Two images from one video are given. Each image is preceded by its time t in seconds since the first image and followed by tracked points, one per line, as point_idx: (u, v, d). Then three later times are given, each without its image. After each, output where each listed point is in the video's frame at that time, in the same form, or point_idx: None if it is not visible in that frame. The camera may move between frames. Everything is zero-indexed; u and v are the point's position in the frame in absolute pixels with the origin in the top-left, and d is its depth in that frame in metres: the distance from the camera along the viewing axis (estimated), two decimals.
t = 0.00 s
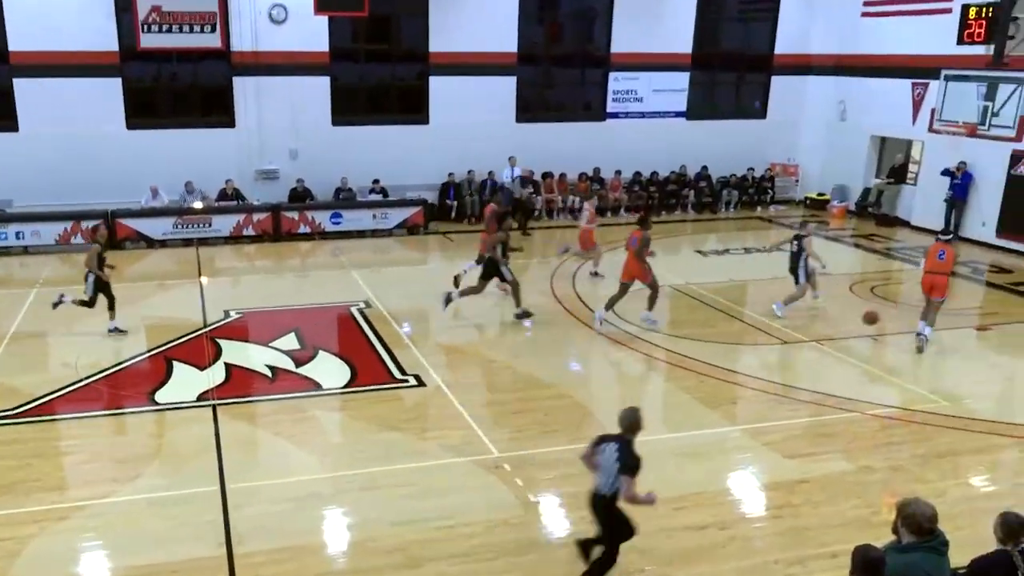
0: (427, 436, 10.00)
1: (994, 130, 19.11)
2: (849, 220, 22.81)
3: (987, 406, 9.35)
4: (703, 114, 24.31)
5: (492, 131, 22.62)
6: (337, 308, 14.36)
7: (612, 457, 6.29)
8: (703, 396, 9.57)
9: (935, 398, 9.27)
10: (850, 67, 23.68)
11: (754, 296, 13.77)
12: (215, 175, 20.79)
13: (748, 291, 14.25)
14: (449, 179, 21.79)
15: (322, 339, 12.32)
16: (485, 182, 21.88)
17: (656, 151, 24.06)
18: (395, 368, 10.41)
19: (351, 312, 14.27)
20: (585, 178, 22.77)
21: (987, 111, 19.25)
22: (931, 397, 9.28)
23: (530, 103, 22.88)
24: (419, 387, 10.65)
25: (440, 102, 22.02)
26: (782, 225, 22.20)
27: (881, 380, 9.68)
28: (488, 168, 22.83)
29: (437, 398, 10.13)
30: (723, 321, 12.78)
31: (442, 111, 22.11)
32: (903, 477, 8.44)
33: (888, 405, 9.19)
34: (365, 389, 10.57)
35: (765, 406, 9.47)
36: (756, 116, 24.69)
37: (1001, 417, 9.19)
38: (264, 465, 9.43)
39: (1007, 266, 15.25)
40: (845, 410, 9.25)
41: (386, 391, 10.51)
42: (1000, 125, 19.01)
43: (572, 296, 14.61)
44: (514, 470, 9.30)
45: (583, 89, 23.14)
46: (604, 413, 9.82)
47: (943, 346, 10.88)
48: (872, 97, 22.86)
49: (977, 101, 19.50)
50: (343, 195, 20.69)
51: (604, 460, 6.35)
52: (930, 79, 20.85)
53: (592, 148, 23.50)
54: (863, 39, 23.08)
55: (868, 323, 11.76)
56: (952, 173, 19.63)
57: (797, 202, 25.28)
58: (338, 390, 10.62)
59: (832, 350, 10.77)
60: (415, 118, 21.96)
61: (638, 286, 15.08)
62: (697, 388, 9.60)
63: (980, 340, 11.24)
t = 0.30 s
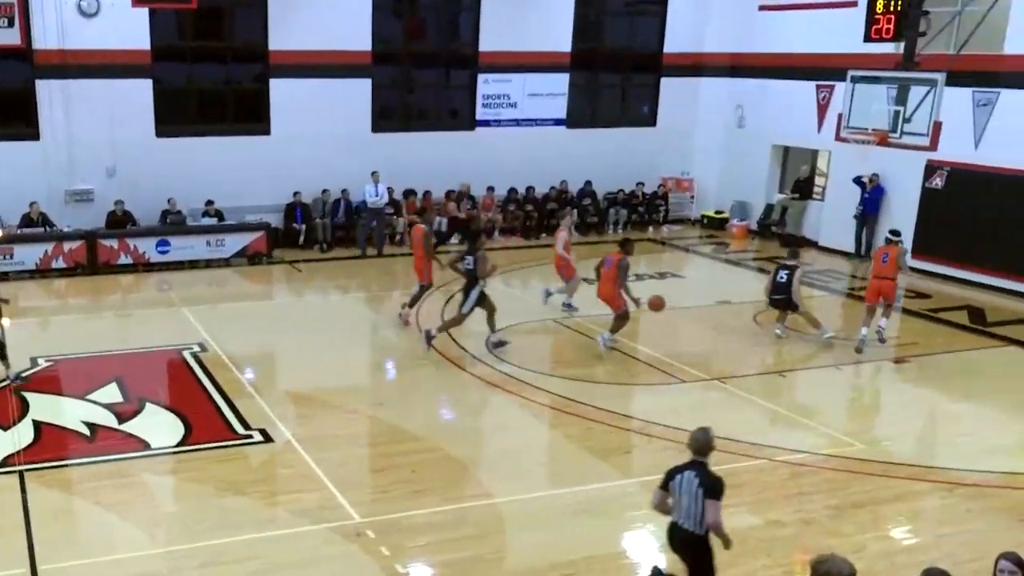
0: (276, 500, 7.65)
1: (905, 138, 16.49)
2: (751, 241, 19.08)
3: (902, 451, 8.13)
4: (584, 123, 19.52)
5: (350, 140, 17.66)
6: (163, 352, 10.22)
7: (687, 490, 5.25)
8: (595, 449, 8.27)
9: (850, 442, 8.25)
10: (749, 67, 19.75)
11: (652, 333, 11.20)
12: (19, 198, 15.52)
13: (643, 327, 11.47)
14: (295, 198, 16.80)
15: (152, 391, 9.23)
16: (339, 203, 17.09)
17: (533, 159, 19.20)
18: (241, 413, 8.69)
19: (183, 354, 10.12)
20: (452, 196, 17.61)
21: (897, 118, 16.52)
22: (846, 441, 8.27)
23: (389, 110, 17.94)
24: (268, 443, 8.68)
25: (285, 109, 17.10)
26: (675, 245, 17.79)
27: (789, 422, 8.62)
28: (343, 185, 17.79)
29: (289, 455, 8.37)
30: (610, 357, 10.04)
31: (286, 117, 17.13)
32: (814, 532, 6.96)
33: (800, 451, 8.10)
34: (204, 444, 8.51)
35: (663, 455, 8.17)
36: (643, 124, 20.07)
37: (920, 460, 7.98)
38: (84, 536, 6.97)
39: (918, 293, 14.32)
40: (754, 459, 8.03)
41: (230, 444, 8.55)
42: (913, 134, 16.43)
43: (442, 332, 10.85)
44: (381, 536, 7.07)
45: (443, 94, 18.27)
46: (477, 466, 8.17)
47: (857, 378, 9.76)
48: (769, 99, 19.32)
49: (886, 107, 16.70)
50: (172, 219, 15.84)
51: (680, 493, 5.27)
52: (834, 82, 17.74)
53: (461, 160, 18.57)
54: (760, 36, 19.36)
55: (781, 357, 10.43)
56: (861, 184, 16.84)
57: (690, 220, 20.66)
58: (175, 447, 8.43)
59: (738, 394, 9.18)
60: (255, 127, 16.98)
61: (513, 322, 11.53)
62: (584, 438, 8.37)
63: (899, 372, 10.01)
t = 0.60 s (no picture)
0: (145, 564, 6.26)
1: (853, 145, 15.43)
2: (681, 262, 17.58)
3: (852, 498, 7.21)
4: (493, 129, 17.60)
5: (228, 150, 15.35)
6: (12, 397, 8.71)
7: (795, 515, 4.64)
8: (509, 499, 7.12)
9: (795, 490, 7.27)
10: (676, 67, 18.22)
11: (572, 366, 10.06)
12: None
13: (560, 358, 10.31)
14: (161, 218, 14.35)
15: None
16: (213, 221, 14.62)
17: (440, 172, 17.15)
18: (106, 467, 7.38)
19: (34, 400, 8.63)
20: (344, 214, 15.46)
21: (842, 122, 15.40)
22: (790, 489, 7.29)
23: (269, 114, 15.69)
24: (136, 497, 7.25)
25: (149, 114, 14.74)
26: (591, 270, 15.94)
27: (727, 466, 7.63)
28: (218, 204, 15.40)
29: (158, 509, 6.99)
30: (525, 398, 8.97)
31: (150, 124, 14.77)
32: None
33: (739, 501, 7.11)
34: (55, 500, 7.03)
35: (585, 506, 7.04)
36: (560, 129, 18.27)
37: (873, 507, 7.08)
38: None
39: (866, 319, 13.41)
40: (691, 510, 6.98)
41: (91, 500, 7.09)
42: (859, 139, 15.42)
43: (335, 372, 9.58)
44: None
45: (330, 97, 16.08)
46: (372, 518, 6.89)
47: (799, 416, 8.85)
48: (704, 101, 17.84)
49: (830, 109, 15.48)
50: (19, 242, 13.36)
51: (782, 517, 4.70)
52: (772, 83, 16.60)
53: (356, 174, 16.40)
54: (691, 29, 17.88)
55: (719, 392, 9.40)
56: (803, 197, 15.85)
57: (613, 239, 18.92)
58: (21, 505, 6.92)
59: (672, 437, 8.18)
60: (114, 135, 14.57)
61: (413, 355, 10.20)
62: (496, 488, 7.27)
63: (846, 408, 9.14)
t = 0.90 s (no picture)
0: None
1: (815, 151, 14.88)
2: (625, 282, 16.83)
3: (819, 549, 6.59)
4: (414, 135, 16.70)
5: (120, 161, 14.37)
6: None
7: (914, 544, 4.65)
8: (436, 553, 6.36)
9: (755, 539, 6.66)
10: (617, 65, 17.50)
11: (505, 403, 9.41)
12: None
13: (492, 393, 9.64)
14: (42, 235, 13.35)
15: None
16: (101, 238, 13.68)
17: (360, 183, 16.26)
18: None
19: None
20: (246, 230, 14.65)
21: (805, 125, 14.95)
22: (752, 537, 6.69)
23: (164, 117, 14.71)
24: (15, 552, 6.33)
25: (28, 115, 13.74)
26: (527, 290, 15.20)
27: (679, 513, 7.00)
28: (105, 220, 14.35)
29: (38, 565, 6.11)
30: (453, 439, 8.36)
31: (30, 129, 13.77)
32: None
33: (691, 551, 6.45)
34: None
35: (520, 557, 6.32)
36: (489, 134, 17.40)
37: (842, 557, 6.48)
38: None
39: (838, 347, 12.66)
40: (639, 561, 6.29)
41: None
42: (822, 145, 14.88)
43: (239, 411, 8.87)
44: None
45: (228, 99, 15.14)
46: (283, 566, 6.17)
47: (759, 459, 8.23)
48: (643, 105, 17.19)
49: (793, 111, 15.03)
50: None
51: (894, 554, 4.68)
52: (727, 83, 15.92)
53: (265, 185, 15.47)
54: (633, 25, 17.22)
55: (662, 433, 8.77)
56: (762, 210, 15.11)
57: (550, 259, 17.97)
58: None
59: (616, 479, 7.63)
60: None
61: (327, 390, 9.50)
62: (423, 540, 6.53)
63: (810, 449, 8.58)
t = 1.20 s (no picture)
0: None
1: (765, 155, 14.17)
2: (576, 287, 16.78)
3: (774, 558, 6.56)
4: (362, 139, 16.57)
5: (58, 168, 14.15)
6: None
7: (983, 540, 5.00)
8: (386, 566, 6.26)
9: (709, 549, 6.64)
10: (566, 68, 17.45)
11: (452, 412, 9.35)
12: None
13: (441, 403, 9.56)
14: None
15: None
16: (41, 246, 13.38)
17: (308, 189, 16.12)
18: None
19: None
20: (189, 238, 14.36)
21: (755, 129, 14.09)
22: (705, 547, 6.67)
23: (103, 124, 14.51)
24: None
25: None
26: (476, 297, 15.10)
27: (631, 524, 6.97)
28: (44, 226, 14.10)
29: None
30: (401, 449, 8.27)
31: None
32: None
33: (642, 562, 6.40)
34: None
35: (472, 570, 6.25)
36: (437, 138, 17.26)
37: (795, 566, 6.47)
38: None
39: (790, 353, 12.71)
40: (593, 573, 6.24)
41: None
42: (772, 148, 14.15)
43: (182, 423, 8.75)
44: None
45: (167, 104, 14.95)
46: None
47: (712, 468, 8.21)
48: (591, 108, 17.14)
49: (741, 114, 14.11)
50: None
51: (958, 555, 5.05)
52: (676, 86, 15.88)
53: (208, 191, 15.28)
54: (580, 27, 17.21)
55: (613, 442, 8.70)
56: (713, 215, 15.05)
57: (499, 265, 17.88)
58: None
59: (567, 488, 7.59)
60: None
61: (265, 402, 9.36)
62: (372, 553, 6.44)
63: (765, 457, 8.56)
